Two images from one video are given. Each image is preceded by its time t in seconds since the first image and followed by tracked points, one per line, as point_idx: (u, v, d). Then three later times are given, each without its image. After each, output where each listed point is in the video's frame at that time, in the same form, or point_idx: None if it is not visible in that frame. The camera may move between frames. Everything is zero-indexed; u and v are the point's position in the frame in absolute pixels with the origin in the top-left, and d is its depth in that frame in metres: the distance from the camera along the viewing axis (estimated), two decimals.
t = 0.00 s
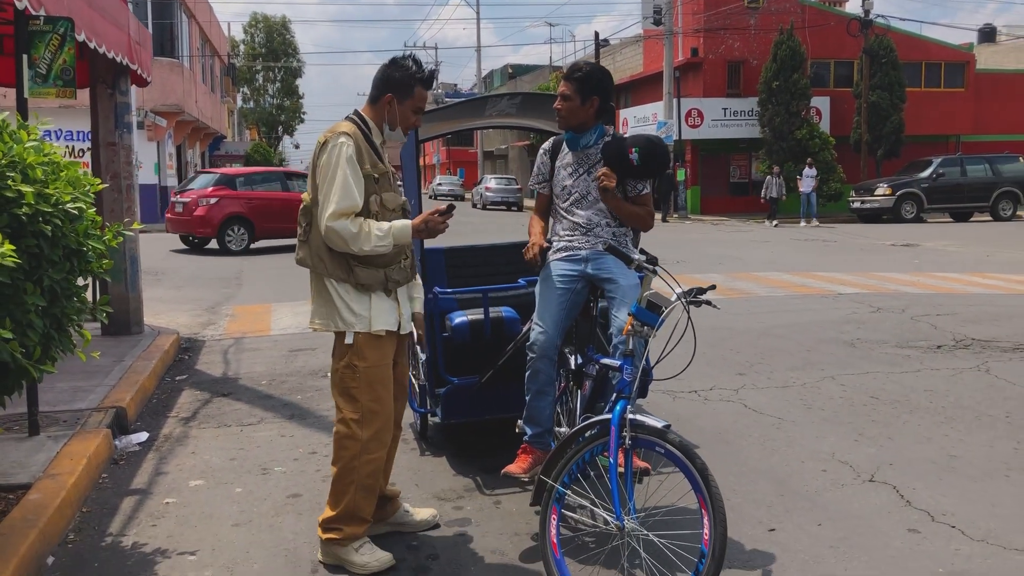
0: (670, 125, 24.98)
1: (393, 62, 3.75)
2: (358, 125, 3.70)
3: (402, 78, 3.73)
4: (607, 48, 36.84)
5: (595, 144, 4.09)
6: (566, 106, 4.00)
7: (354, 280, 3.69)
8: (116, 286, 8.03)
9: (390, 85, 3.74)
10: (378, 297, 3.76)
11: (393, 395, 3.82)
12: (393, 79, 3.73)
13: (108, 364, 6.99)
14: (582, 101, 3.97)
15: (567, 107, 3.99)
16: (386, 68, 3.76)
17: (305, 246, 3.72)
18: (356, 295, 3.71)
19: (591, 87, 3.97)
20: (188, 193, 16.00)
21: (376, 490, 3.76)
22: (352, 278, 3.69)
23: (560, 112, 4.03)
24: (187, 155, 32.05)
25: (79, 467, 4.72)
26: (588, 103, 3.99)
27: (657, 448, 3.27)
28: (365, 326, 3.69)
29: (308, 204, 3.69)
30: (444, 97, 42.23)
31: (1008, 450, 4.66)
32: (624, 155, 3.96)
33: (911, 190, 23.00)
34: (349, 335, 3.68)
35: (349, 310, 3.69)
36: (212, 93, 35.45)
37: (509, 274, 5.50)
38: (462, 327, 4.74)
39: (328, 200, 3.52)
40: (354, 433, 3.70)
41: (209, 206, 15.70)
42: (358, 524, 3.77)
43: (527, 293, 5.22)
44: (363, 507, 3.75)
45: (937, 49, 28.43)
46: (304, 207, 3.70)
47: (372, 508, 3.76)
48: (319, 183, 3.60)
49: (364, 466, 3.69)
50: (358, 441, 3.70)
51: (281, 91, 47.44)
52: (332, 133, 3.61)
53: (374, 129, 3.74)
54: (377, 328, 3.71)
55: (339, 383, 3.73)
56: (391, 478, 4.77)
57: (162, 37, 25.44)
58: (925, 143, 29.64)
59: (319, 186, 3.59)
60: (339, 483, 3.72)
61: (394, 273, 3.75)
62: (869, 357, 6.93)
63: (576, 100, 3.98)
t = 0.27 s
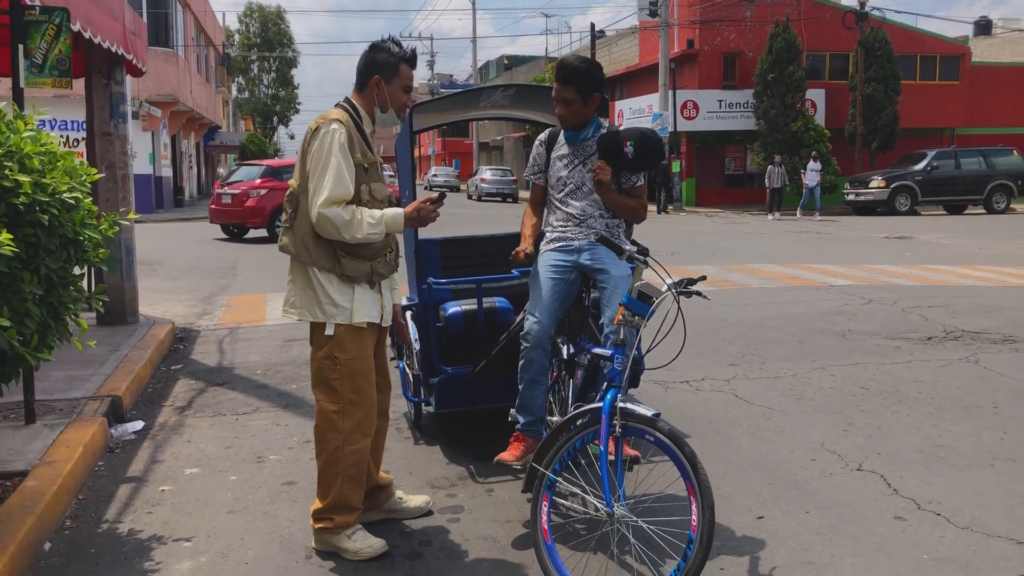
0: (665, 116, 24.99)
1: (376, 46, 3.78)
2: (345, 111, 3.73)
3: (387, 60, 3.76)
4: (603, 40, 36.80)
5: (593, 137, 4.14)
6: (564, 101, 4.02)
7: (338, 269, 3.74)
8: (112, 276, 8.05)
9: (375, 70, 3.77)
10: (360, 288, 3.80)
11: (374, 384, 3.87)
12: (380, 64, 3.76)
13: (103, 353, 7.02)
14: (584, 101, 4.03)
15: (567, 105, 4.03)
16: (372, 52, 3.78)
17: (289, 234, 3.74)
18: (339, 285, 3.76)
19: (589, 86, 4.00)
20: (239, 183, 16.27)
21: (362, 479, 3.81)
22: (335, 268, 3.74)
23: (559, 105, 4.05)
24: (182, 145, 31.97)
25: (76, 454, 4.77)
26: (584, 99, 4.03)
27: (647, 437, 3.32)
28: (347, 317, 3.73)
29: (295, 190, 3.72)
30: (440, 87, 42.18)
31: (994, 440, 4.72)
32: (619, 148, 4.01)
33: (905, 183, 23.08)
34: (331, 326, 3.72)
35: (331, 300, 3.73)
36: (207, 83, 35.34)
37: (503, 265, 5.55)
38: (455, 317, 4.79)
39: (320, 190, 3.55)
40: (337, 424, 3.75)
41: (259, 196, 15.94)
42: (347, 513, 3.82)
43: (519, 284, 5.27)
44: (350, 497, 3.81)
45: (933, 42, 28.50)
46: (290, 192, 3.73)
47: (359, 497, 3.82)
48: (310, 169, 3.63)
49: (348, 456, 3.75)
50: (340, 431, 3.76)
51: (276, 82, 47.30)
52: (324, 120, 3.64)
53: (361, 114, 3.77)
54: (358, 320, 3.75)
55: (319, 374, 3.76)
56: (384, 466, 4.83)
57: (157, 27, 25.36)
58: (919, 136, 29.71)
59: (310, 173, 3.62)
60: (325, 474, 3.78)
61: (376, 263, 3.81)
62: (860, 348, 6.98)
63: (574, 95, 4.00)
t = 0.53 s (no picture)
0: (667, 114, 24.99)
1: (350, 37, 3.81)
2: (334, 107, 3.77)
3: (363, 50, 3.81)
4: (605, 37, 36.81)
5: (588, 138, 4.18)
6: (557, 107, 3.99)
7: (343, 268, 3.79)
8: (111, 271, 8.09)
9: (355, 62, 3.82)
10: (358, 284, 3.86)
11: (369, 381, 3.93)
12: (360, 56, 3.81)
13: (102, 348, 7.07)
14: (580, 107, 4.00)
15: (565, 114, 4.00)
16: (348, 44, 3.81)
17: (287, 236, 3.76)
18: (341, 284, 3.81)
19: (584, 92, 3.96)
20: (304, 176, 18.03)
21: (354, 474, 3.86)
22: (341, 267, 3.79)
23: (552, 111, 4.02)
24: (184, 140, 32.05)
25: (73, 447, 4.81)
26: (578, 105, 4.01)
27: (634, 431, 3.36)
28: (346, 317, 3.79)
29: (291, 190, 3.74)
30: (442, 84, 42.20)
31: (983, 437, 4.76)
32: (624, 142, 4.11)
33: (906, 181, 23.09)
34: (331, 326, 3.76)
35: (333, 301, 3.77)
36: (210, 79, 35.39)
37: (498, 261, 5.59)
38: (450, 313, 4.84)
39: (331, 191, 3.59)
40: (331, 419, 3.80)
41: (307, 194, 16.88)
42: (340, 507, 3.87)
43: (513, 281, 5.31)
44: (342, 491, 3.85)
45: (934, 40, 28.50)
46: (285, 193, 3.74)
47: (351, 491, 3.87)
48: (310, 169, 3.66)
49: (342, 451, 3.80)
50: (334, 426, 3.81)
51: (279, 78, 47.34)
52: (320, 119, 3.67)
53: (346, 108, 3.82)
54: (357, 318, 3.82)
55: (314, 371, 3.80)
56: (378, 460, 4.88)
57: (159, 22, 25.40)
58: (921, 134, 29.71)
59: (311, 173, 3.65)
60: (318, 469, 3.82)
61: (375, 256, 3.89)
62: (854, 345, 7.02)
63: (567, 101, 3.96)
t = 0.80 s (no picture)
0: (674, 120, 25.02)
1: (337, 46, 3.84)
2: (328, 118, 3.82)
3: (353, 59, 3.86)
4: (613, 43, 36.91)
5: (578, 146, 4.24)
6: (544, 118, 4.04)
7: (347, 278, 3.85)
8: (116, 275, 8.18)
9: (345, 70, 3.86)
10: (358, 292, 3.93)
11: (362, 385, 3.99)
12: (350, 65, 3.85)
13: (106, 351, 7.16)
14: (565, 117, 4.05)
15: (549, 125, 4.05)
16: (337, 53, 3.84)
17: (289, 248, 3.79)
18: (344, 293, 3.87)
19: (565, 102, 4.02)
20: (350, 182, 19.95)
21: (345, 477, 3.92)
22: (345, 277, 3.85)
23: (538, 122, 4.07)
24: (194, 145, 32.28)
25: (74, 448, 4.89)
26: (565, 113, 4.06)
27: (621, 435, 3.42)
28: (348, 325, 3.85)
29: (291, 203, 3.77)
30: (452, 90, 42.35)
31: (974, 443, 4.78)
32: (615, 145, 4.10)
33: (914, 189, 23.06)
34: (333, 336, 3.81)
35: (337, 311, 3.82)
36: (220, 84, 35.63)
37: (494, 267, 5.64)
38: (445, 318, 4.92)
39: (338, 205, 3.64)
40: (323, 424, 3.85)
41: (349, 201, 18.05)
42: (331, 509, 3.92)
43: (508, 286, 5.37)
44: (333, 493, 3.90)
45: (943, 47, 28.47)
46: (285, 205, 3.77)
47: (341, 493, 3.92)
48: (313, 183, 3.69)
49: (334, 454, 3.86)
50: (326, 431, 3.87)
51: (289, 83, 47.59)
52: (318, 132, 3.70)
53: (338, 117, 3.86)
54: (357, 326, 3.88)
55: (309, 376, 3.84)
56: (373, 463, 4.93)
57: (170, 28, 25.62)
58: (930, 141, 29.67)
59: (314, 187, 3.69)
60: (309, 472, 3.87)
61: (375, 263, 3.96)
62: (852, 352, 7.04)
63: (554, 112, 4.02)
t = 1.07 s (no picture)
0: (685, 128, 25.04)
1: (328, 52, 3.93)
2: (322, 123, 3.89)
3: (342, 63, 3.94)
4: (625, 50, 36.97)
5: (567, 151, 4.31)
6: (535, 124, 4.12)
7: (345, 281, 3.91)
8: (124, 278, 8.28)
9: (335, 75, 3.94)
10: (354, 295, 3.99)
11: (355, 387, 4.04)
12: (340, 70, 3.93)
13: (112, 353, 7.25)
14: (553, 119, 4.13)
15: (536, 126, 4.13)
16: (327, 59, 3.93)
17: (286, 253, 3.86)
18: (340, 296, 3.93)
19: (553, 105, 4.10)
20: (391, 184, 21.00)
21: (336, 478, 3.98)
22: (342, 280, 3.91)
23: (530, 128, 4.15)
24: (207, 151, 32.53)
25: (76, 448, 4.97)
26: (554, 119, 4.15)
27: (610, 440, 3.45)
28: (343, 327, 3.92)
29: (286, 209, 3.83)
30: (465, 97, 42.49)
31: (968, 451, 4.80)
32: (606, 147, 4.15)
33: (925, 198, 22.99)
34: (328, 338, 3.87)
35: (334, 314, 3.88)
36: (234, 90, 35.90)
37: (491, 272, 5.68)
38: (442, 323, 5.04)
39: (335, 208, 3.71)
40: (316, 426, 3.91)
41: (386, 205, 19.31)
42: (323, 510, 3.98)
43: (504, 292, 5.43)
44: (324, 494, 3.96)
45: (956, 56, 28.37)
46: (280, 211, 3.83)
47: (333, 494, 3.98)
48: (309, 187, 3.76)
49: (325, 456, 3.91)
50: (318, 433, 3.92)
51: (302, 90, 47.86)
52: (312, 137, 3.77)
53: (330, 121, 3.94)
54: (352, 328, 3.95)
55: (303, 378, 3.90)
56: (370, 465, 4.99)
57: (184, 34, 25.86)
58: (942, 150, 29.55)
59: (310, 190, 3.75)
60: (301, 473, 3.92)
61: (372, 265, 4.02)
62: (852, 360, 7.05)
63: (545, 118, 4.11)
